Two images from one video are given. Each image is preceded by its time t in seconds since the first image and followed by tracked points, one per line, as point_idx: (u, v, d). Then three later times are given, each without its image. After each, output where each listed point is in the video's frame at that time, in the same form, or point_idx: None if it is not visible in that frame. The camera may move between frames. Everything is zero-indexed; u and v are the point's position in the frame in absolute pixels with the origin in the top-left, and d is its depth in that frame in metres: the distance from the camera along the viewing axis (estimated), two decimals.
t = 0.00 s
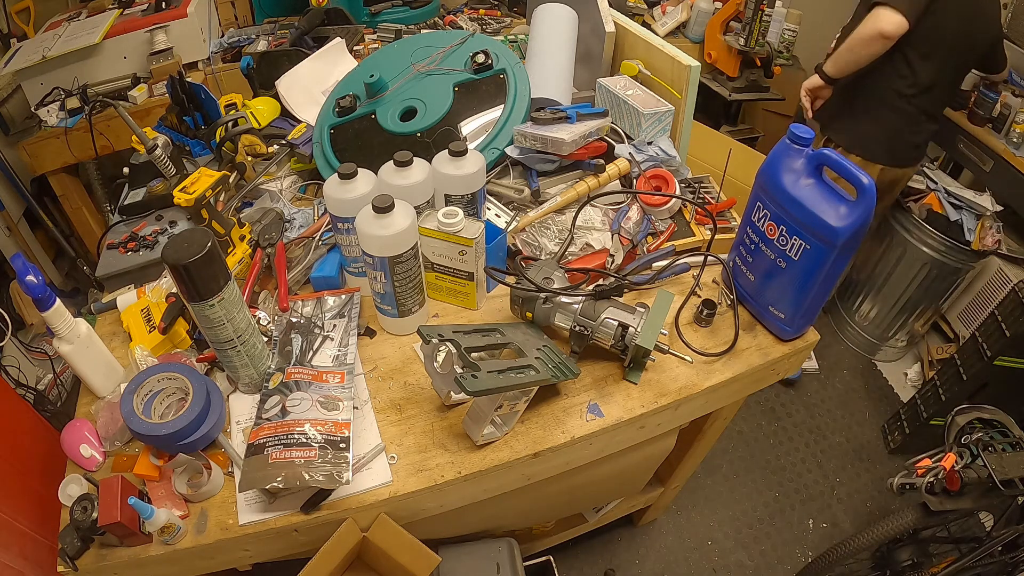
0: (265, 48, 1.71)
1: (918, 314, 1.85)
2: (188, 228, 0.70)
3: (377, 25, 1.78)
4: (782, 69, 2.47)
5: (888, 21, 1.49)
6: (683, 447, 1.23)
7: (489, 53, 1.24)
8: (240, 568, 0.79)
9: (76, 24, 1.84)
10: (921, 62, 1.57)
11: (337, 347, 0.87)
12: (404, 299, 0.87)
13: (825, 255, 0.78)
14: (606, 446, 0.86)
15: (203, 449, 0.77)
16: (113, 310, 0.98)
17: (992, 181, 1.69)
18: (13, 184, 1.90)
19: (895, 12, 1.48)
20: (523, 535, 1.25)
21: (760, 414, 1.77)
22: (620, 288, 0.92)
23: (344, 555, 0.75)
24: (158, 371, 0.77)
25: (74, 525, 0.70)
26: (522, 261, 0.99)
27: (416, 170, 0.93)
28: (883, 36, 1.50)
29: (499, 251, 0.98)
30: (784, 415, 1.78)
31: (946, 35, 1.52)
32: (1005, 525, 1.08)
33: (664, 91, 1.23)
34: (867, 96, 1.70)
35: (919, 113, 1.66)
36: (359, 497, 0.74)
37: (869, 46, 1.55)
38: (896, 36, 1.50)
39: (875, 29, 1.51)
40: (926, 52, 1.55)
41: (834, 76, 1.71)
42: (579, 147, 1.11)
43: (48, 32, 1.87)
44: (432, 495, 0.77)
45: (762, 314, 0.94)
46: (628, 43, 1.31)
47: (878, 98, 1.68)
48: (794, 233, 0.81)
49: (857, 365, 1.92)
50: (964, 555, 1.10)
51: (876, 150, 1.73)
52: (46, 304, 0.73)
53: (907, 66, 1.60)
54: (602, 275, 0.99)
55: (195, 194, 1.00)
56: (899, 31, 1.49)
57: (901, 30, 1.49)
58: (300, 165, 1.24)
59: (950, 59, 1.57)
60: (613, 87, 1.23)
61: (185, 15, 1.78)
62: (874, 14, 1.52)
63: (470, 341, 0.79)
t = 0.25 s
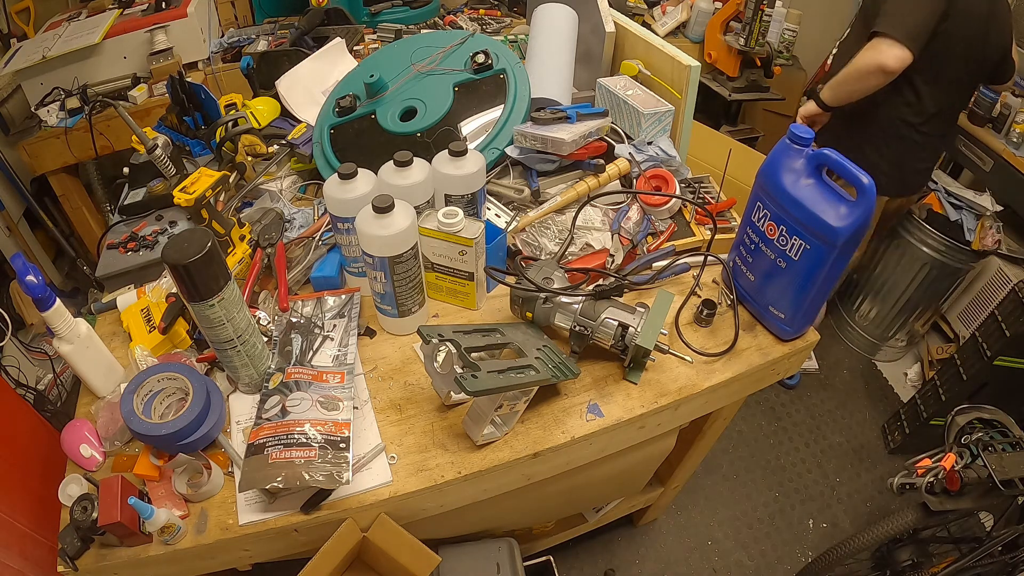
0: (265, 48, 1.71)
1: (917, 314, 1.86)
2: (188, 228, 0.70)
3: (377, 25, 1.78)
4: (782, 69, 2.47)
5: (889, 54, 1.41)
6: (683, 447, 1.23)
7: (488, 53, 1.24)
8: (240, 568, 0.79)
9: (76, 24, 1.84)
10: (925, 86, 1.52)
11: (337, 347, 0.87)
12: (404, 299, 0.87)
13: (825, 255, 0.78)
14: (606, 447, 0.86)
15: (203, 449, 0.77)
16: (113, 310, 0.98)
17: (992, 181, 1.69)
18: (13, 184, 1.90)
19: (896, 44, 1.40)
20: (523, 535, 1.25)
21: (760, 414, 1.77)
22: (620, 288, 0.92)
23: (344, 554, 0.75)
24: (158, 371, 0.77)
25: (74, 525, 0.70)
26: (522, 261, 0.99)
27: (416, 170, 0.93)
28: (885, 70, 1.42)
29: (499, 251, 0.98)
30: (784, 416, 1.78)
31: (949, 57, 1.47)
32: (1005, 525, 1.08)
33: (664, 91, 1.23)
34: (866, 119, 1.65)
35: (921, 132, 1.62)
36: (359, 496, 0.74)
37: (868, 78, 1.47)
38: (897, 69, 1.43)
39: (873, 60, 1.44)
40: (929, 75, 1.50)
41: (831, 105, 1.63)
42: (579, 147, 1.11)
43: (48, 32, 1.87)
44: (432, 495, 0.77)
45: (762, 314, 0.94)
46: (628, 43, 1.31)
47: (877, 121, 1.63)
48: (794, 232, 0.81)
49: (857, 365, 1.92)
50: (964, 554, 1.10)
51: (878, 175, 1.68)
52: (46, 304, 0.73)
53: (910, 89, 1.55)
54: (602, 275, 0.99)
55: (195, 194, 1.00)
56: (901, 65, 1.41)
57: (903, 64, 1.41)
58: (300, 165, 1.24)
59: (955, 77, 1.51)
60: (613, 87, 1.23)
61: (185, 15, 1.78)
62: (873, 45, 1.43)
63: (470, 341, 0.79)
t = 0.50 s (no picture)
0: (265, 48, 1.71)
1: (917, 314, 1.86)
2: (188, 228, 0.70)
3: (377, 25, 1.78)
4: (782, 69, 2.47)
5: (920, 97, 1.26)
6: (683, 448, 1.23)
7: (488, 53, 1.24)
8: (241, 568, 0.79)
9: (76, 24, 1.84)
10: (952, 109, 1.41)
11: (337, 347, 0.87)
12: (404, 299, 0.87)
13: (825, 255, 0.78)
14: (605, 447, 0.86)
15: (203, 449, 0.77)
16: (113, 310, 0.98)
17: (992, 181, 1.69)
18: (13, 184, 1.90)
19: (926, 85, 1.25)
20: (523, 535, 1.25)
21: (760, 414, 1.77)
22: (620, 288, 0.92)
23: (344, 554, 0.75)
24: (158, 371, 0.77)
25: (74, 525, 0.70)
26: (522, 261, 0.99)
27: (416, 170, 0.93)
28: (916, 115, 1.28)
29: (499, 251, 0.98)
30: (784, 416, 1.78)
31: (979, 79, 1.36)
32: (1005, 525, 1.08)
33: (664, 91, 1.23)
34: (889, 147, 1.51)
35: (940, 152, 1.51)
36: (359, 497, 0.74)
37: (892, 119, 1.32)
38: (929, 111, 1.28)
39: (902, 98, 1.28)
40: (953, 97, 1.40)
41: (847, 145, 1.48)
42: (579, 147, 1.11)
43: (48, 32, 1.87)
44: (432, 495, 0.77)
45: (762, 315, 0.94)
46: (628, 43, 1.31)
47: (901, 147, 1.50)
48: (794, 232, 0.81)
49: (857, 365, 1.92)
50: (964, 554, 1.10)
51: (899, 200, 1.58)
52: (46, 304, 0.73)
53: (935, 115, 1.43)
54: (602, 275, 0.99)
55: (195, 194, 1.00)
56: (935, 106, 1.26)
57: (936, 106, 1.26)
58: (300, 165, 1.24)
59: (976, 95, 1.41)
60: (613, 87, 1.23)
61: (185, 15, 1.78)
62: (898, 85, 1.28)
63: (469, 341, 0.79)
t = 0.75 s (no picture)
0: (265, 48, 1.71)
1: (918, 315, 1.86)
2: (188, 228, 0.70)
3: (377, 25, 1.78)
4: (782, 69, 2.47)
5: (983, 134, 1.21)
6: (683, 448, 1.23)
7: (489, 53, 1.24)
8: (240, 568, 0.79)
9: (76, 24, 1.84)
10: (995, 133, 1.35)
11: (337, 347, 0.87)
12: (404, 300, 0.87)
13: (825, 255, 0.78)
14: (606, 448, 0.86)
15: (203, 449, 0.77)
16: (112, 310, 0.98)
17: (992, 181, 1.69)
18: (13, 184, 1.90)
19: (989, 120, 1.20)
20: (523, 535, 1.25)
21: (760, 414, 1.77)
22: (620, 288, 0.92)
23: (344, 554, 0.75)
24: (158, 371, 0.77)
25: (74, 525, 0.70)
26: (522, 260, 0.99)
27: (416, 170, 0.93)
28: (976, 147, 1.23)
29: (499, 251, 0.99)
30: (784, 416, 1.78)
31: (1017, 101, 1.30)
32: (1005, 524, 1.08)
33: (664, 91, 1.23)
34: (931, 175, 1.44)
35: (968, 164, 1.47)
36: (359, 497, 0.74)
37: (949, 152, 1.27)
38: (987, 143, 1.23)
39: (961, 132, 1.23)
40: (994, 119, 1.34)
41: (891, 173, 1.41)
42: (579, 147, 1.11)
43: (48, 32, 1.87)
44: (433, 495, 0.77)
45: (762, 315, 0.94)
46: (628, 43, 1.31)
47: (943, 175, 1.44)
48: (794, 232, 0.81)
49: (857, 366, 1.92)
50: (965, 554, 1.10)
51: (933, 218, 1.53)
52: (46, 304, 0.73)
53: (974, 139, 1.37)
54: (602, 275, 0.99)
55: (195, 194, 1.00)
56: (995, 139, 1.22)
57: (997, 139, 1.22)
58: (300, 165, 1.24)
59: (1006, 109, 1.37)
60: (613, 88, 1.23)
61: (185, 15, 1.78)
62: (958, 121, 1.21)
63: (470, 341, 0.79)
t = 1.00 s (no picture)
0: (265, 48, 1.71)
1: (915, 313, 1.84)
2: (187, 228, 0.70)
3: (376, 25, 1.78)
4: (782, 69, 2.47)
5: None
6: (684, 448, 1.23)
7: (489, 53, 1.24)
8: (240, 569, 0.79)
9: (76, 24, 1.84)
10: None
11: (337, 347, 0.87)
12: (404, 299, 0.87)
13: (825, 255, 0.78)
14: (607, 448, 0.86)
15: (203, 449, 0.77)
16: (113, 310, 0.98)
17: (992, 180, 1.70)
18: (13, 184, 1.90)
19: None
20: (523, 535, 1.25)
21: (760, 414, 1.77)
22: (620, 288, 0.92)
23: (344, 554, 0.75)
24: (158, 371, 0.77)
25: (74, 525, 0.70)
26: (521, 260, 0.99)
27: (416, 170, 0.93)
28: None
29: (499, 251, 0.99)
30: (784, 416, 1.78)
31: None
32: (1005, 524, 1.09)
33: (664, 91, 1.23)
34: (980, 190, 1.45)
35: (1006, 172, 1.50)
36: (359, 496, 0.74)
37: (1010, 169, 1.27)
38: None
39: None
40: None
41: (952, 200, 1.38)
42: (579, 147, 1.11)
43: (48, 32, 1.87)
44: (433, 495, 0.77)
45: (762, 315, 0.94)
46: (628, 43, 1.31)
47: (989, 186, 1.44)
48: (794, 232, 0.81)
49: (857, 366, 1.92)
50: (965, 554, 1.10)
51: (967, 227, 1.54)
52: (46, 304, 0.73)
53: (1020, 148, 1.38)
54: (602, 275, 0.99)
55: (195, 194, 1.00)
56: None
57: None
58: (300, 165, 1.24)
59: None
60: (613, 87, 1.23)
61: (185, 15, 1.78)
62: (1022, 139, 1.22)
63: (470, 341, 0.79)
